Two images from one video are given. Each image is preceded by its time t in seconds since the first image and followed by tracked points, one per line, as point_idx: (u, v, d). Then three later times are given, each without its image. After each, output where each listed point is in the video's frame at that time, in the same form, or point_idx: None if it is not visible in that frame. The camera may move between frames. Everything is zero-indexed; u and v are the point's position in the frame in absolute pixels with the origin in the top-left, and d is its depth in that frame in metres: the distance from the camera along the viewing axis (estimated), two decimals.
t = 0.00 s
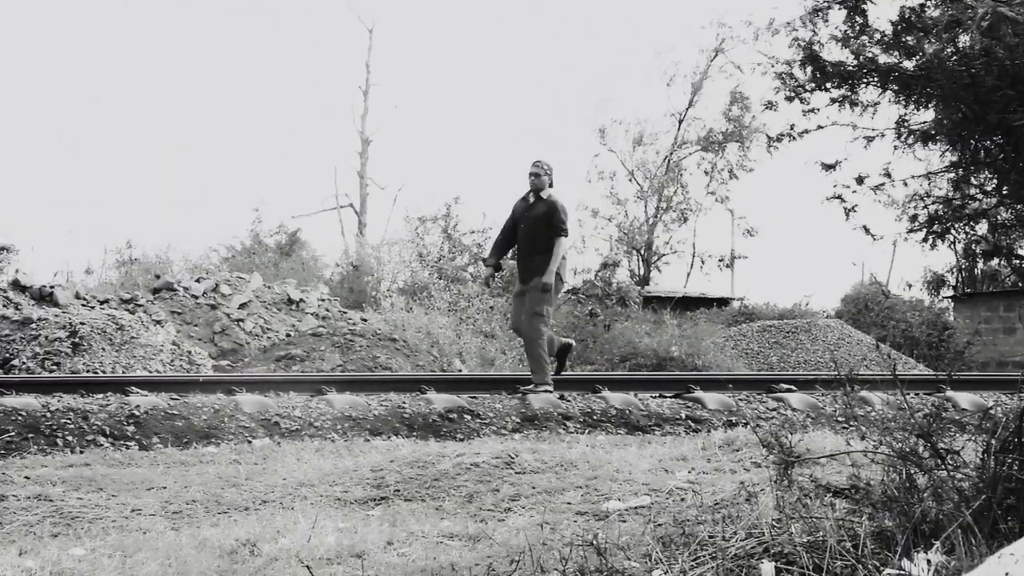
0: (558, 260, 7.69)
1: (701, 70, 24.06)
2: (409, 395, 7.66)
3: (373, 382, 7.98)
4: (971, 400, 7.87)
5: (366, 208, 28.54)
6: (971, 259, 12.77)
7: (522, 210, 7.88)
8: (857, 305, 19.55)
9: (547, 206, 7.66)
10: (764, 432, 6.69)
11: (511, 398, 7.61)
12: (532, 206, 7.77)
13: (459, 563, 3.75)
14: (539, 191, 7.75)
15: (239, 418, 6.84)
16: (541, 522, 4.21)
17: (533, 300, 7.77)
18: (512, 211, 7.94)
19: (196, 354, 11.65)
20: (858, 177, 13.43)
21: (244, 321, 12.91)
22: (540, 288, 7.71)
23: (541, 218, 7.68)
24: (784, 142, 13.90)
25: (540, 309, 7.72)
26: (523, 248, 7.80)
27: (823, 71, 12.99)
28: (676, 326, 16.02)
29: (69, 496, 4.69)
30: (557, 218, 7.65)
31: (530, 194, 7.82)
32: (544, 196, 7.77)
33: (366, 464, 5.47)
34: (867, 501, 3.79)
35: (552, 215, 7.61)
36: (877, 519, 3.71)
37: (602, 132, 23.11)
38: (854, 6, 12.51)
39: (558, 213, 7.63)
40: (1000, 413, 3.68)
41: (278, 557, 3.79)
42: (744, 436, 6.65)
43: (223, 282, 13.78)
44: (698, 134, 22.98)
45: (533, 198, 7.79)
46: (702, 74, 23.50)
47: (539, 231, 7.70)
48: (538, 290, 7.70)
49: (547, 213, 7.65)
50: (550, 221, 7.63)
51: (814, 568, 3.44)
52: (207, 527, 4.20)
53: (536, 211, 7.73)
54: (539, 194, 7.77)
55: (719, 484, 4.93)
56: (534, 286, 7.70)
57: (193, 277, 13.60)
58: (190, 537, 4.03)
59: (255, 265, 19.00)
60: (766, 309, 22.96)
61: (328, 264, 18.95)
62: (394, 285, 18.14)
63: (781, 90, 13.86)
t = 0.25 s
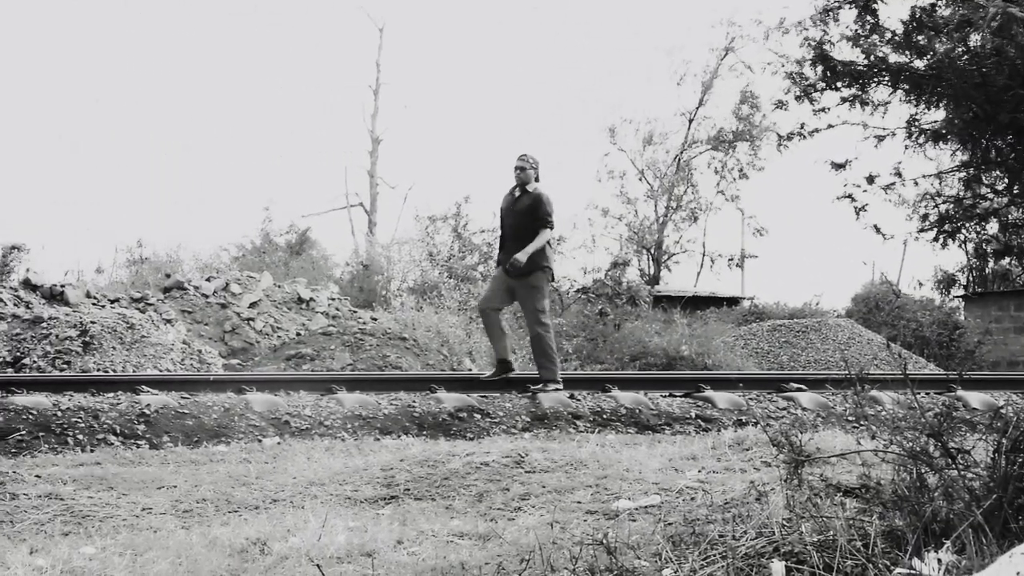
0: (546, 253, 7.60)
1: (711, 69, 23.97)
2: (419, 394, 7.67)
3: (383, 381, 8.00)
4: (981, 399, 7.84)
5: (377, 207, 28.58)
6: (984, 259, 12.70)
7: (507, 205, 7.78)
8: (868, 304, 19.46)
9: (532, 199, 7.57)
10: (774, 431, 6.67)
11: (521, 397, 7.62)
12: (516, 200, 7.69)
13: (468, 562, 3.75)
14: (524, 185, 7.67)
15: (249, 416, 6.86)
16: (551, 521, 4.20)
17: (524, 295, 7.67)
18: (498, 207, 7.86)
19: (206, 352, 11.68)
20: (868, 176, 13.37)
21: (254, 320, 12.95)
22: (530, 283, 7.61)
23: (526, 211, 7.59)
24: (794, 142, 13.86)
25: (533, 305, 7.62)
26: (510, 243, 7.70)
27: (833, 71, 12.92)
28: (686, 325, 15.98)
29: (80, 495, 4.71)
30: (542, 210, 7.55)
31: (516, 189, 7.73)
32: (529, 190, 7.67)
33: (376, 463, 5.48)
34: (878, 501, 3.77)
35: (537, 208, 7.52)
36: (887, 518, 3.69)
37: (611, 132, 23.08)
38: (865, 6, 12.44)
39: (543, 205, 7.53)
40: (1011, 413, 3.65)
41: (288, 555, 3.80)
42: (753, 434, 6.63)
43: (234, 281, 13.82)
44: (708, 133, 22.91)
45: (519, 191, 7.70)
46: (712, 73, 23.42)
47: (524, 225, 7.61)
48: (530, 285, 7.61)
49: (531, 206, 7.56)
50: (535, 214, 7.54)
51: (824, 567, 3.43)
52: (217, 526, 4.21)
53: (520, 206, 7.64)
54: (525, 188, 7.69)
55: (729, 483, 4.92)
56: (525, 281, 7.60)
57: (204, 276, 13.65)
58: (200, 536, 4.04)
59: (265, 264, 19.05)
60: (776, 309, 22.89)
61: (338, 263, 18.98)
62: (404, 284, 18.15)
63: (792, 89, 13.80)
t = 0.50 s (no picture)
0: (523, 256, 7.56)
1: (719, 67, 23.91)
2: (428, 393, 7.68)
3: (391, 380, 8.01)
4: (991, 399, 7.81)
5: (385, 206, 28.60)
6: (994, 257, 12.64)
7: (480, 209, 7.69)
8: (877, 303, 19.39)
9: (506, 203, 7.50)
10: (783, 430, 6.66)
11: (530, 396, 7.62)
12: (489, 205, 7.59)
13: (477, 561, 3.74)
14: (497, 188, 7.58)
15: (258, 415, 6.87)
16: (559, 520, 4.20)
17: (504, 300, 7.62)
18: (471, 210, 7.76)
19: (216, 351, 11.71)
20: (878, 175, 13.32)
21: (263, 319, 12.97)
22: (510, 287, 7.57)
23: (502, 215, 7.51)
24: (804, 141, 13.81)
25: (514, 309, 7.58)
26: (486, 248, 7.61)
27: (843, 69, 12.86)
28: (695, 325, 15.94)
29: (89, 494, 4.72)
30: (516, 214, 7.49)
31: (488, 193, 7.63)
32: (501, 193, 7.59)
33: (384, 461, 5.48)
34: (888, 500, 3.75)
35: (513, 212, 7.46)
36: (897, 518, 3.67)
37: (620, 131, 23.04)
38: (875, 5, 12.39)
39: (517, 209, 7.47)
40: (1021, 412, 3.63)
41: (297, 554, 3.80)
42: (763, 434, 6.61)
43: (243, 280, 13.85)
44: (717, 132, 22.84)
45: (491, 195, 7.61)
46: (720, 72, 23.35)
47: (499, 228, 7.53)
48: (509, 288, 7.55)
49: (506, 210, 7.49)
50: (510, 217, 7.48)
51: (833, 567, 3.42)
52: (225, 525, 4.22)
53: (494, 210, 7.56)
54: (497, 191, 7.59)
55: (737, 482, 4.91)
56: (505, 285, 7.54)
57: (213, 275, 13.68)
58: (209, 534, 4.05)
59: (274, 263, 19.09)
60: (785, 308, 22.83)
61: (346, 262, 18.99)
62: (412, 283, 18.16)
63: (801, 88, 13.74)
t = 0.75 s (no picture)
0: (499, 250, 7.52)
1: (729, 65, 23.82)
2: (439, 392, 7.68)
3: (402, 379, 8.02)
4: (1004, 398, 7.76)
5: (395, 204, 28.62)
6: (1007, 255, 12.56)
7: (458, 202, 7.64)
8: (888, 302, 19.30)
9: (485, 196, 7.47)
10: (793, 429, 6.63)
11: (540, 394, 7.61)
12: (468, 197, 7.56)
13: (488, 559, 3.75)
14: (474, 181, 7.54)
15: (269, 414, 6.89)
16: (570, 519, 4.19)
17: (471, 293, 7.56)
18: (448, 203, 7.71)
19: (226, 350, 11.75)
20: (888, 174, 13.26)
21: (274, 318, 13.00)
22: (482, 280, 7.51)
23: (479, 208, 7.48)
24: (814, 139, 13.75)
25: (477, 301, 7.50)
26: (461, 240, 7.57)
27: (853, 67, 12.79)
28: (705, 323, 15.90)
29: (100, 492, 4.74)
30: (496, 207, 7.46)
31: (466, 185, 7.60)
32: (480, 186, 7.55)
33: (395, 460, 5.49)
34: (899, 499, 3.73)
35: (491, 205, 7.42)
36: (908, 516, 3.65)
37: (629, 129, 22.98)
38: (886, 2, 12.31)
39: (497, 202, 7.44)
40: None
41: (308, 553, 3.81)
42: (774, 432, 6.59)
43: (253, 279, 13.89)
44: (727, 130, 22.76)
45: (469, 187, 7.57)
46: (730, 70, 23.26)
47: (477, 221, 7.49)
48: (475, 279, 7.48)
49: (485, 203, 7.45)
50: (489, 211, 7.44)
51: (845, 565, 3.40)
52: (237, 523, 4.23)
53: (472, 202, 7.51)
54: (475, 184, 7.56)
55: (748, 481, 4.89)
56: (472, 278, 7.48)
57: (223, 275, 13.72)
58: (220, 533, 4.06)
59: (284, 261, 19.13)
60: (795, 306, 22.75)
61: (356, 261, 19.02)
62: (422, 282, 18.15)
63: (812, 86, 13.66)
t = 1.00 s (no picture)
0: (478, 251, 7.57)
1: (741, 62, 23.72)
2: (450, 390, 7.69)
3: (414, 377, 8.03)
4: (1017, 397, 7.71)
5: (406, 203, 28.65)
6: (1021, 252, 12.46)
7: (439, 201, 7.68)
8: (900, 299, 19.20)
9: (466, 196, 7.51)
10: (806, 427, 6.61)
11: (552, 393, 7.61)
12: (448, 196, 7.60)
13: (500, 557, 3.74)
14: (455, 181, 7.59)
15: (281, 412, 6.92)
16: (582, 516, 4.19)
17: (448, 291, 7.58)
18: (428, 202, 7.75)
19: (239, 348, 11.79)
20: (900, 172, 13.19)
21: (286, 316, 13.04)
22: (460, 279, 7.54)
23: (460, 208, 7.53)
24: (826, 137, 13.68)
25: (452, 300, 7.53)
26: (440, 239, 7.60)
27: (865, 64, 12.71)
28: (717, 321, 15.86)
29: (113, 490, 4.77)
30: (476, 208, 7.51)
31: (447, 184, 7.64)
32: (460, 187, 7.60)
33: (407, 458, 5.50)
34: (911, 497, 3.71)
35: (473, 206, 7.48)
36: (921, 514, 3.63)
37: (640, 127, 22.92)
38: None
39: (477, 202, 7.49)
40: None
41: (321, 550, 3.82)
42: (786, 431, 6.56)
43: (265, 278, 13.93)
44: (738, 127, 22.67)
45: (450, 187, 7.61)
46: (742, 68, 23.16)
47: (457, 221, 7.53)
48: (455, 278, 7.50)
49: (466, 202, 7.50)
50: (470, 211, 7.49)
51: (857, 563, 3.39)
52: (249, 521, 4.24)
53: (452, 202, 7.56)
54: (456, 184, 7.60)
55: (760, 479, 4.87)
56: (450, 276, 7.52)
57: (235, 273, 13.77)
58: (232, 531, 4.07)
59: (297, 260, 19.18)
60: (808, 304, 22.66)
61: (368, 259, 19.05)
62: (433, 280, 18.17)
63: (824, 83, 13.58)
